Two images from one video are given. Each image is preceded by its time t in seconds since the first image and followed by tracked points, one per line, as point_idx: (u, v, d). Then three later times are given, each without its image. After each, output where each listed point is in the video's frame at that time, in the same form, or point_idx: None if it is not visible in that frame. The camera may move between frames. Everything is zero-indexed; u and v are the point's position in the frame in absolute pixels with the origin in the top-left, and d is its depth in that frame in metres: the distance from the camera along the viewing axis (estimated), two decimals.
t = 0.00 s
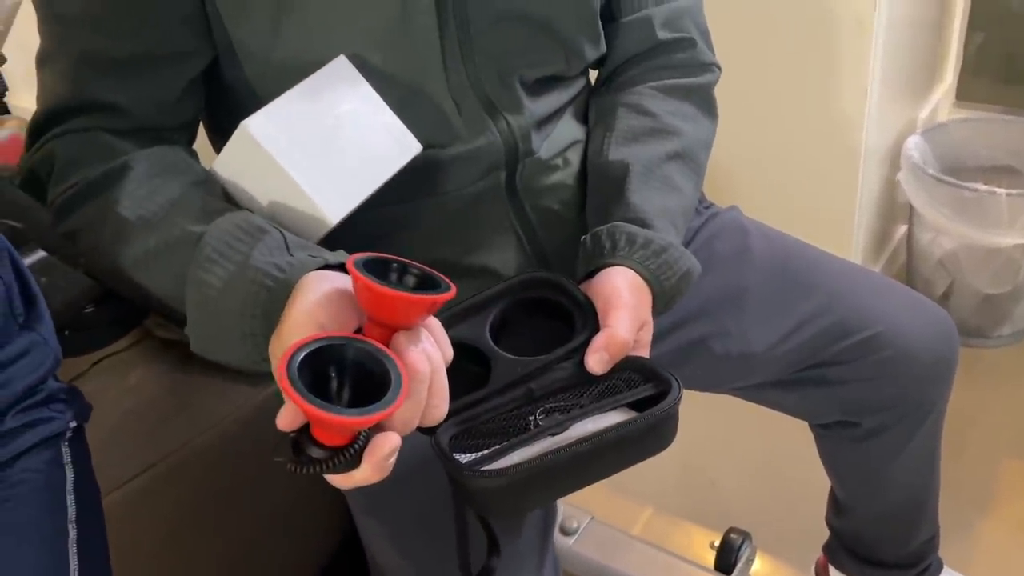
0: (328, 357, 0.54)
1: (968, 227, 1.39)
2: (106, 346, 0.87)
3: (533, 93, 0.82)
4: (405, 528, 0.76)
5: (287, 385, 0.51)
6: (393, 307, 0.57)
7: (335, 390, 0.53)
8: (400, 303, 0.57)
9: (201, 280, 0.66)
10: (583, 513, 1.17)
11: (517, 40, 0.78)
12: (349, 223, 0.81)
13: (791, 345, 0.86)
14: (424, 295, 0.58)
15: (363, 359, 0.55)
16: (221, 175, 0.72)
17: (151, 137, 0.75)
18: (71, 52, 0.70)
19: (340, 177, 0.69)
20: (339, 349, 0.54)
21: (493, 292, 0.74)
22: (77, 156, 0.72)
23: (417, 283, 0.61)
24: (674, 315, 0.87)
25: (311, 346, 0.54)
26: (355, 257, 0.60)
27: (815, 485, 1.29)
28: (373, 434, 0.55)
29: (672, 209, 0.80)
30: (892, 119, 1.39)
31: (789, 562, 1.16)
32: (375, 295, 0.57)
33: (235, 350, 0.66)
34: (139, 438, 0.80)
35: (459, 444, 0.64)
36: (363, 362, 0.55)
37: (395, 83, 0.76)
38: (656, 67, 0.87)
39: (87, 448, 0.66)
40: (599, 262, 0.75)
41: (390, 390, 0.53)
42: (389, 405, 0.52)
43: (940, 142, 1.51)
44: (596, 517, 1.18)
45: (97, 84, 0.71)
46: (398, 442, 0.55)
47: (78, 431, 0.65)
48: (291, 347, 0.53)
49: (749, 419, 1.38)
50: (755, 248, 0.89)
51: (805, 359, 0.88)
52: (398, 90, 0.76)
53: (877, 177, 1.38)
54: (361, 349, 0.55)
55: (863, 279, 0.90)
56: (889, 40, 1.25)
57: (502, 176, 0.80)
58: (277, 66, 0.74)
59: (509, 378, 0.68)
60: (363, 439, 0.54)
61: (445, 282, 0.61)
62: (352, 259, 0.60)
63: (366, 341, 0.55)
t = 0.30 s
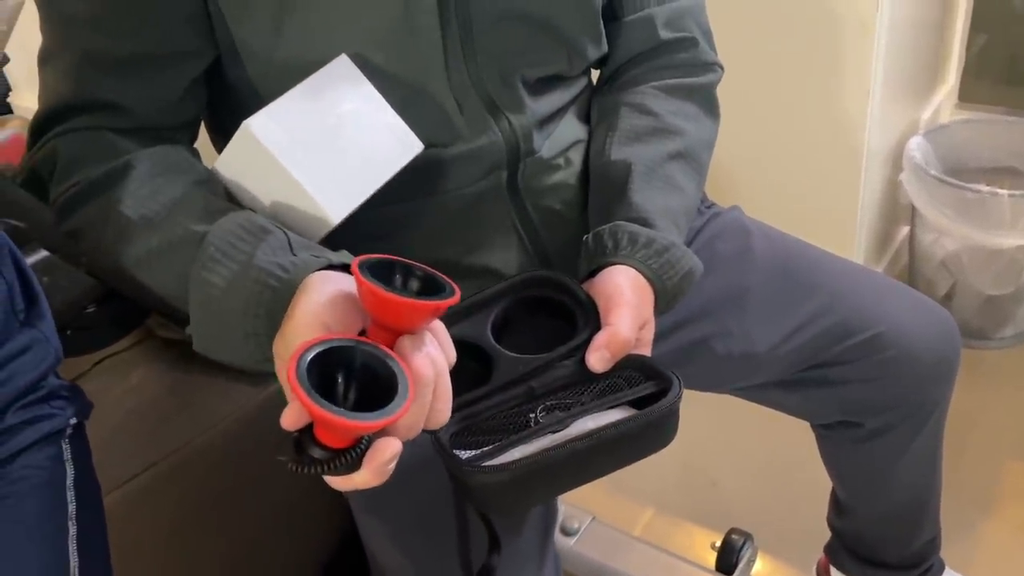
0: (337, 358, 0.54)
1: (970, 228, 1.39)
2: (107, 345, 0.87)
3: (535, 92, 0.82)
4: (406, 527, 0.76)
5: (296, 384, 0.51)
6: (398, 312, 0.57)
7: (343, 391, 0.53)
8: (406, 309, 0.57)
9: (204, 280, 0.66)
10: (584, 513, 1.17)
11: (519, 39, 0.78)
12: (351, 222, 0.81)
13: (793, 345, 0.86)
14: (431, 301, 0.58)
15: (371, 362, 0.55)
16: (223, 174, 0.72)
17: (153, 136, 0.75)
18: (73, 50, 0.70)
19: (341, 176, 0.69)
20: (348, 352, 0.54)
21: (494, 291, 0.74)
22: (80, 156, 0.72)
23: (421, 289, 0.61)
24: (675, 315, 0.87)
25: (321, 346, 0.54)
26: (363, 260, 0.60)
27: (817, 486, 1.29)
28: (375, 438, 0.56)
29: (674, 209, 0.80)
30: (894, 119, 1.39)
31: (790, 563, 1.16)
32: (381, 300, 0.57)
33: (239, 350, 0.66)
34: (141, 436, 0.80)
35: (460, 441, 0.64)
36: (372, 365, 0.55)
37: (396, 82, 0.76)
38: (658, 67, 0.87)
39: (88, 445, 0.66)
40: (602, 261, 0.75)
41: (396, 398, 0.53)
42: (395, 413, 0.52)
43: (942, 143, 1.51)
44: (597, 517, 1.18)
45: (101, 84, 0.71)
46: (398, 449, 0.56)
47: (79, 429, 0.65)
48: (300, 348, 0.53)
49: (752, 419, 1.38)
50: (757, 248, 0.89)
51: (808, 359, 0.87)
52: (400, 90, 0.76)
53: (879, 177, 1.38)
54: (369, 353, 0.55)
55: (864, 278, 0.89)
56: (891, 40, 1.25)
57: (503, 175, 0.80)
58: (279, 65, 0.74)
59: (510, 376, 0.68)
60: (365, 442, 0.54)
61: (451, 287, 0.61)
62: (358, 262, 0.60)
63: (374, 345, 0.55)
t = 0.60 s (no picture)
0: (329, 354, 0.54)
1: (973, 228, 1.39)
2: (108, 345, 0.86)
3: (535, 89, 0.81)
4: (406, 528, 0.76)
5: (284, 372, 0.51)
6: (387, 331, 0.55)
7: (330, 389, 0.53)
8: (395, 332, 0.55)
9: (196, 270, 0.65)
10: (585, 514, 1.16)
11: (520, 36, 0.77)
12: (351, 220, 0.81)
13: (796, 348, 0.86)
14: (424, 322, 0.55)
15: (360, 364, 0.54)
16: (216, 166, 0.72)
17: (147, 127, 0.75)
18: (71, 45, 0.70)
19: (336, 171, 0.69)
20: (339, 349, 0.54)
21: (492, 296, 0.73)
22: (74, 147, 0.71)
23: (415, 305, 0.58)
24: (676, 316, 0.87)
25: (317, 338, 0.54)
26: (362, 264, 0.58)
27: (819, 487, 1.28)
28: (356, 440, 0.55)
29: (674, 210, 0.80)
30: (897, 119, 1.38)
31: (791, 563, 1.16)
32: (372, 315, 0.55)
33: (229, 341, 0.65)
34: (139, 434, 0.80)
35: (462, 452, 0.64)
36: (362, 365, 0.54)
37: (395, 78, 0.76)
38: (661, 65, 0.86)
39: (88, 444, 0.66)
40: (600, 261, 0.75)
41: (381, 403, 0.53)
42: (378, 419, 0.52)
43: (945, 143, 1.51)
44: (598, 518, 1.18)
45: (97, 75, 0.71)
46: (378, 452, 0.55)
47: (78, 427, 0.64)
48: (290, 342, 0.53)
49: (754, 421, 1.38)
50: (760, 250, 0.89)
51: (811, 361, 0.87)
52: (398, 86, 0.76)
53: (881, 177, 1.37)
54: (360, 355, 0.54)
55: (868, 280, 0.89)
56: (894, 39, 1.25)
57: (502, 174, 0.79)
58: (277, 61, 0.74)
59: (512, 383, 0.67)
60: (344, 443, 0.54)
61: (450, 295, 0.58)
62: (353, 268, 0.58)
63: (366, 348, 0.55)
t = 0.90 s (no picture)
0: (334, 360, 0.54)
1: (978, 230, 1.39)
2: (110, 345, 0.85)
3: (537, 90, 0.82)
4: (411, 527, 0.76)
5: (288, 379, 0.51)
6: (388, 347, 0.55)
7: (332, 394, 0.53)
8: (391, 349, 0.55)
9: (197, 272, 0.65)
10: (589, 514, 1.16)
11: (524, 37, 0.77)
12: (355, 220, 0.81)
13: (798, 349, 0.86)
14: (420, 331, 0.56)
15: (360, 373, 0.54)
16: (221, 168, 0.72)
17: (151, 127, 0.75)
18: (78, 44, 0.70)
19: (338, 173, 0.70)
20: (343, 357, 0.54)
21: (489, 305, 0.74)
22: (76, 145, 0.72)
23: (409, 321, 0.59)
24: (677, 321, 0.87)
25: (322, 343, 0.54)
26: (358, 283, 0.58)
27: (823, 487, 1.29)
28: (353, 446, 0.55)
29: (675, 211, 0.80)
30: (901, 119, 1.38)
31: (796, 565, 1.16)
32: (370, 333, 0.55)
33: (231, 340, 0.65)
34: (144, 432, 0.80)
35: (451, 446, 0.65)
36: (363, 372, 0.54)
37: (398, 79, 0.76)
38: (665, 67, 0.86)
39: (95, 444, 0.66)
40: (596, 261, 0.75)
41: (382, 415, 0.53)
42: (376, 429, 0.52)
43: (950, 144, 1.51)
44: (602, 518, 1.18)
45: (102, 74, 0.71)
46: (373, 462, 0.54)
47: (87, 426, 0.64)
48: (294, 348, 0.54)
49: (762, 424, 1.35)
50: (764, 252, 0.89)
51: (815, 363, 0.87)
52: (402, 87, 0.76)
53: (886, 178, 1.37)
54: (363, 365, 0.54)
55: (873, 283, 0.89)
56: (899, 40, 1.25)
57: (504, 174, 0.79)
58: (280, 61, 0.74)
59: (503, 381, 0.68)
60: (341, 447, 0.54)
61: (443, 304, 0.58)
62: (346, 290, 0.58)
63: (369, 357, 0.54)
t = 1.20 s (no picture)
0: (366, 337, 0.53)
1: (983, 230, 1.39)
2: (116, 344, 0.86)
3: (546, 91, 0.82)
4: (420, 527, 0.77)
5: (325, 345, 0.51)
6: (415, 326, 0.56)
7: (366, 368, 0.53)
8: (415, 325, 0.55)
9: (212, 266, 0.66)
10: (594, 515, 1.16)
11: (534, 39, 0.77)
12: (364, 220, 0.81)
13: (806, 349, 0.86)
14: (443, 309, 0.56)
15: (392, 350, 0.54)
16: (231, 167, 0.71)
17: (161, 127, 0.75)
18: (88, 45, 0.70)
19: (349, 173, 0.70)
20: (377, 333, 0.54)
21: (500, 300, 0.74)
22: (87, 144, 0.72)
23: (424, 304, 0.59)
24: (686, 320, 0.87)
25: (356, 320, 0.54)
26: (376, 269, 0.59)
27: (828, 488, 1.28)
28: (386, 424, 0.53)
29: (684, 212, 0.80)
30: (907, 120, 1.38)
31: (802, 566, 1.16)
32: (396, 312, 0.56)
33: (244, 340, 0.66)
34: (153, 432, 0.80)
35: (460, 437, 0.65)
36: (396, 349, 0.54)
37: (408, 80, 0.76)
38: (674, 67, 0.86)
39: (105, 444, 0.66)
40: (606, 261, 0.75)
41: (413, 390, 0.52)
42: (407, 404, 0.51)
43: (956, 145, 1.51)
44: (607, 519, 1.17)
45: (113, 74, 0.71)
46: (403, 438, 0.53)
47: (97, 427, 0.64)
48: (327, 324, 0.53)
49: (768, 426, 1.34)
50: (772, 252, 0.88)
51: (823, 363, 0.87)
52: (411, 88, 0.76)
53: (892, 179, 1.37)
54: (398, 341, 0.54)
55: (882, 284, 0.89)
56: (905, 41, 1.25)
57: (514, 174, 0.79)
58: (290, 62, 0.74)
59: (512, 376, 0.69)
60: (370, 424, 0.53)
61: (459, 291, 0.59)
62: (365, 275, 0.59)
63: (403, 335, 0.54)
